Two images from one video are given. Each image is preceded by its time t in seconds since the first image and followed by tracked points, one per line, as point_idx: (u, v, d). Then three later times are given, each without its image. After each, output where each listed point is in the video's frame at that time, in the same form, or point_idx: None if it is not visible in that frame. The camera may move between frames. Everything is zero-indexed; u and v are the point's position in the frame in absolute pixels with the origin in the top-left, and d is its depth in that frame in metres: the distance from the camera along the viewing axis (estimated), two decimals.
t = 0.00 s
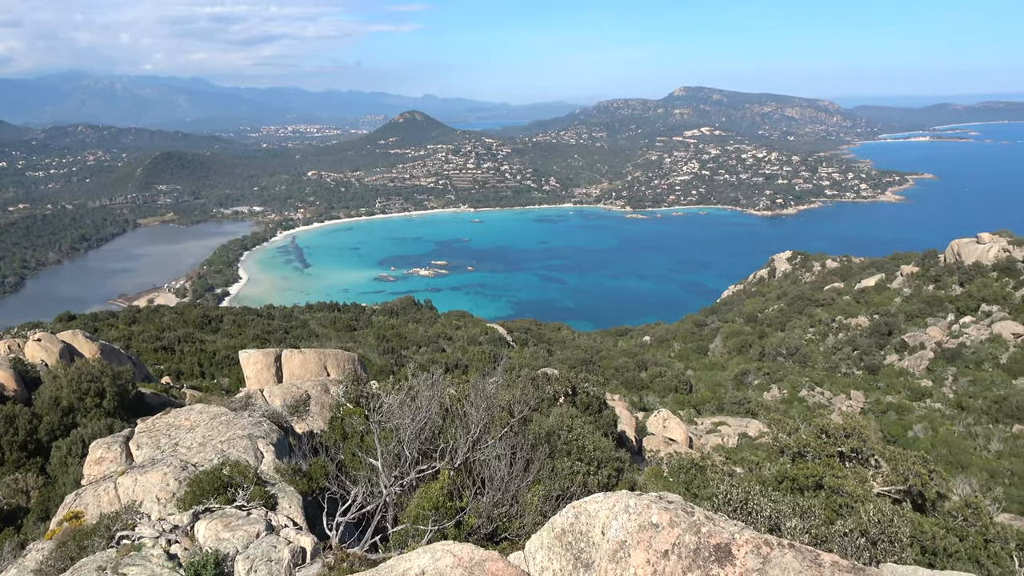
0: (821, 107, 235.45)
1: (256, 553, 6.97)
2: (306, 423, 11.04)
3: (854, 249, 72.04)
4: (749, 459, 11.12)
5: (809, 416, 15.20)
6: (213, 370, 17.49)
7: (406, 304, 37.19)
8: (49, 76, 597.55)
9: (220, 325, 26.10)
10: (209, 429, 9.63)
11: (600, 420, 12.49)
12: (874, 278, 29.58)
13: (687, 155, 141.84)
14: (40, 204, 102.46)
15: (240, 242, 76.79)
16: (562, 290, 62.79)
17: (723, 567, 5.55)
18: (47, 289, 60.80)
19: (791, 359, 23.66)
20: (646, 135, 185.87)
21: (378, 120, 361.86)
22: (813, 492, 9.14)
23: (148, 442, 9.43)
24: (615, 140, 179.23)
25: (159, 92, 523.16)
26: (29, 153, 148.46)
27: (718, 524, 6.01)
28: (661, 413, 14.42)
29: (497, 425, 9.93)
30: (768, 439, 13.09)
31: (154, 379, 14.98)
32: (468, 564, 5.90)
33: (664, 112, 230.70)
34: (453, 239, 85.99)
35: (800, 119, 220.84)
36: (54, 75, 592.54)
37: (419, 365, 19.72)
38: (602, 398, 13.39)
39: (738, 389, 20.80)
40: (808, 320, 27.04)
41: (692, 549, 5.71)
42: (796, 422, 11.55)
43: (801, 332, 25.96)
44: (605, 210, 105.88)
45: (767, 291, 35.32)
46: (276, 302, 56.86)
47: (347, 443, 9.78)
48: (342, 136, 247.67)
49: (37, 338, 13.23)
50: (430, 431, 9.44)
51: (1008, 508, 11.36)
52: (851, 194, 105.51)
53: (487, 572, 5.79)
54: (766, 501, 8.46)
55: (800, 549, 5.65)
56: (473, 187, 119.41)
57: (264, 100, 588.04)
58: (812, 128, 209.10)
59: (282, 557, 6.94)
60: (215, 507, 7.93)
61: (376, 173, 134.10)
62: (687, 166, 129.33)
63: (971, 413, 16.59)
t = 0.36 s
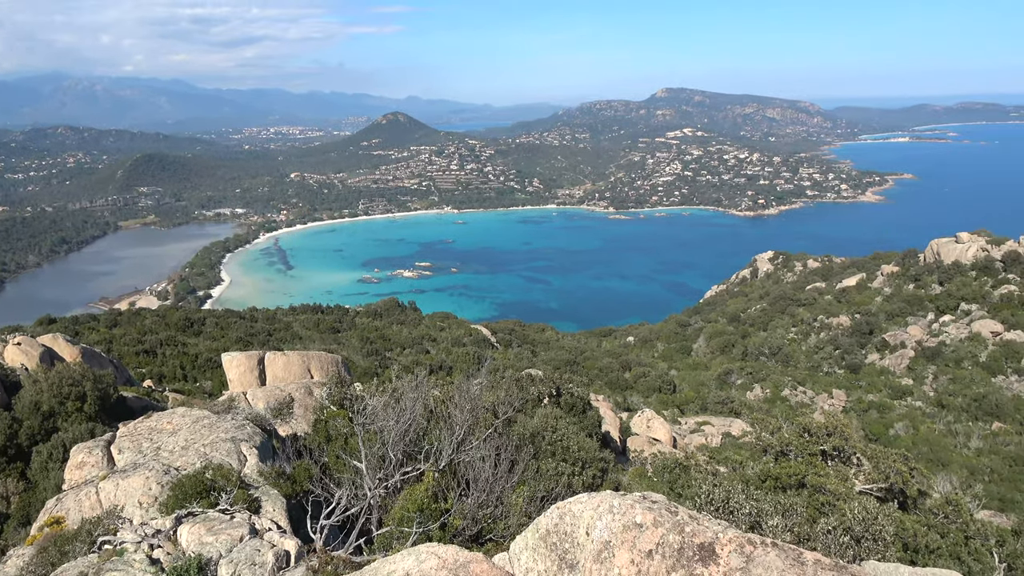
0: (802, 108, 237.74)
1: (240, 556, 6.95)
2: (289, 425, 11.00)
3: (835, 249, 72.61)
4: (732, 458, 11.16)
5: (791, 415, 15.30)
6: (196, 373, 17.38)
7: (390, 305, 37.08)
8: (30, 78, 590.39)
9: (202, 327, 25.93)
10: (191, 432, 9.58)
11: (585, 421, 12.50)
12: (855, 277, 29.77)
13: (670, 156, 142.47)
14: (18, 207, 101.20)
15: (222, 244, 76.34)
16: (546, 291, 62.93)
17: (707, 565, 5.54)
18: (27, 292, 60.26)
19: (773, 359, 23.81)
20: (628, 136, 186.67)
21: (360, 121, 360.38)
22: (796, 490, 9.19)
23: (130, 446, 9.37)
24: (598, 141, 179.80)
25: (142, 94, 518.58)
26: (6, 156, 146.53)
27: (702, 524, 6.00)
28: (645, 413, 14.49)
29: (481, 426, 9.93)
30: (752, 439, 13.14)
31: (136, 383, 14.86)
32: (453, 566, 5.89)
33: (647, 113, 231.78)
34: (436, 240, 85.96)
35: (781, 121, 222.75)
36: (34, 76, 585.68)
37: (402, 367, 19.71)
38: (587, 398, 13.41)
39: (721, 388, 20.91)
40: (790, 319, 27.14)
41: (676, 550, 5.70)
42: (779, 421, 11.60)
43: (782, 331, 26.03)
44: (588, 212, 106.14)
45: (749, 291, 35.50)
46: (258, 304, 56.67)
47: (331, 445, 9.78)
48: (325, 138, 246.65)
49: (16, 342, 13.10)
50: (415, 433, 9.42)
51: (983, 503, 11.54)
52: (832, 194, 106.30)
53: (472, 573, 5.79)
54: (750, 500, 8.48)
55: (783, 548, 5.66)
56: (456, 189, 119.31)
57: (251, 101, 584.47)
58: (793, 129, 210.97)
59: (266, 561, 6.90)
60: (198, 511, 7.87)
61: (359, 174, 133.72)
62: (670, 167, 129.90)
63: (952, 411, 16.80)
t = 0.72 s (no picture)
0: (783, 109, 240.13)
1: (223, 561, 6.88)
2: (272, 428, 10.95)
3: (814, 249, 73.29)
4: (715, 457, 11.21)
5: (772, 415, 15.40)
6: (178, 376, 17.28)
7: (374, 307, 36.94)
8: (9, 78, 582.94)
9: (184, 330, 25.80)
10: (173, 436, 9.51)
11: (569, 422, 12.53)
12: (836, 276, 29.97)
13: (652, 157, 143.10)
14: None
15: (204, 247, 75.88)
16: (528, 292, 63.10)
17: (690, 565, 5.54)
18: (6, 296, 59.58)
19: (755, 359, 23.95)
20: (610, 138, 187.42)
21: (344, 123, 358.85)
22: (778, 489, 9.27)
23: (112, 450, 9.30)
24: (581, 142, 180.31)
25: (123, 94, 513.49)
26: None
27: (685, 523, 6.01)
28: (629, 413, 14.53)
29: (465, 428, 9.92)
30: (734, 438, 13.21)
31: (117, 387, 14.74)
32: (437, 568, 5.90)
33: (629, 115, 232.87)
34: (420, 242, 86.03)
35: (762, 122, 224.62)
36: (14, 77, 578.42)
37: (386, 369, 19.72)
38: (570, 399, 13.46)
39: (704, 388, 21.01)
40: (772, 319, 27.29)
41: (660, 548, 5.72)
42: (761, 420, 11.69)
43: (764, 331, 26.11)
44: (571, 213, 106.36)
45: (732, 291, 35.67)
46: (240, 306, 56.47)
47: (314, 448, 9.75)
48: (307, 139, 245.27)
49: None
50: (398, 435, 9.40)
51: (961, 500, 11.72)
52: (813, 195, 107.04)
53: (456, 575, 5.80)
54: (732, 498, 8.54)
55: (765, 546, 5.68)
56: (439, 190, 119.14)
57: (236, 103, 581.17)
58: (774, 130, 212.84)
59: (249, 565, 6.84)
60: (180, 515, 7.81)
61: (341, 176, 133.28)
62: (652, 168, 130.53)
63: (932, 409, 17.02)
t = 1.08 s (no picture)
0: (763, 111, 242.59)
1: (204, 565, 6.80)
2: (255, 431, 10.90)
3: (795, 249, 73.97)
4: (698, 457, 11.27)
5: (754, 413, 15.51)
6: (159, 379, 17.16)
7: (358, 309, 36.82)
8: None
9: (165, 333, 25.62)
10: (154, 440, 9.43)
11: (553, 422, 12.56)
12: (816, 276, 30.18)
13: (634, 158, 143.73)
14: None
15: (184, 249, 75.27)
16: (511, 292, 63.21)
17: (674, 564, 5.55)
18: None
19: (737, 358, 24.08)
20: (592, 139, 188.13)
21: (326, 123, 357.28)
22: (761, 487, 9.33)
23: (92, 455, 9.21)
24: (563, 143, 180.79)
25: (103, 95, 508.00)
26: None
27: (668, 523, 6.03)
28: (613, 414, 14.58)
29: (450, 430, 9.91)
30: (716, 438, 13.31)
31: (97, 390, 14.61)
32: (421, 570, 5.90)
33: (611, 116, 233.89)
34: (403, 243, 85.96)
35: (744, 123, 226.67)
36: None
37: (370, 371, 19.72)
38: (554, 400, 13.49)
39: (687, 388, 21.14)
40: (753, 319, 27.45)
41: (643, 548, 5.72)
42: (743, 419, 11.80)
43: (746, 331, 26.25)
44: (554, 214, 106.53)
45: (713, 291, 35.87)
46: (222, 309, 56.14)
47: (297, 451, 9.72)
48: (288, 141, 243.46)
49: None
50: (382, 437, 9.37)
51: (941, 498, 11.91)
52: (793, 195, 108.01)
53: None
54: (715, 498, 8.58)
55: (748, 544, 5.69)
56: (422, 191, 118.97)
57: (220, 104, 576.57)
58: (755, 131, 214.81)
59: (231, 569, 6.77)
60: (161, 520, 7.73)
61: (324, 177, 132.68)
62: (634, 169, 131.19)
63: (911, 407, 17.25)
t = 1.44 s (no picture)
0: (744, 112, 244.85)
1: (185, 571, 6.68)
2: (236, 435, 10.81)
3: (775, 249, 74.76)
4: (680, 456, 11.34)
5: (735, 412, 15.67)
6: (138, 383, 16.97)
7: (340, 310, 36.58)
8: None
9: (144, 336, 25.35)
10: (135, 444, 9.33)
11: (537, 423, 12.60)
12: (796, 276, 30.47)
13: (616, 159, 144.40)
14: None
15: (164, 251, 74.40)
16: (494, 293, 63.25)
17: (657, 563, 5.56)
18: None
19: (719, 357, 24.25)
20: (575, 140, 188.68)
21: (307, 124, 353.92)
22: (743, 486, 9.40)
23: (70, 460, 9.05)
24: (546, 145, 181.12)
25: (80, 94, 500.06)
26: None
27: (651, 521, 6.03)
28: (596, 414, 14.64)
29: (433, 431, 9.91)
30: (698, 437, 13.42)
31: (75, 394, 14.40)
32: (405, 572, 5.91)
33: (593, 117, 234.72)
34: (386, 244, 85.61)
35: (724, 125, 228.66)
36: None
37: (353, 373, 19.65)
38: (538, 400, 13.53)
39: (670, 388, 21.30)
40: (735, 319, 27.65)
41: (627, 546, 5.73)
42: (725, 418, 11.93)
43: (728, 331, 26.44)
44: (537, 215, 106.70)
45: (695, 292, 36.09)
46: (203, 311, 55.63)
47: (280, 454, 9.67)
48: (269, 142, 241.57)
49: None
50: (365, 440, 9.32)
51: (919, 494, 12.13)
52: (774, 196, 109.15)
53: None
54: (697, 497, 8.63)
55: (730, 542, 5.70)
56: (405, 192, 118.57)
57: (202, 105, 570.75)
58: (735, 133, 216.78)
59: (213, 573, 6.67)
60: (141, 525, 7.61)
61: (305, 178, 131.76)
62: (617, 171, 131.76)
63: (890, 405, 17.51)
